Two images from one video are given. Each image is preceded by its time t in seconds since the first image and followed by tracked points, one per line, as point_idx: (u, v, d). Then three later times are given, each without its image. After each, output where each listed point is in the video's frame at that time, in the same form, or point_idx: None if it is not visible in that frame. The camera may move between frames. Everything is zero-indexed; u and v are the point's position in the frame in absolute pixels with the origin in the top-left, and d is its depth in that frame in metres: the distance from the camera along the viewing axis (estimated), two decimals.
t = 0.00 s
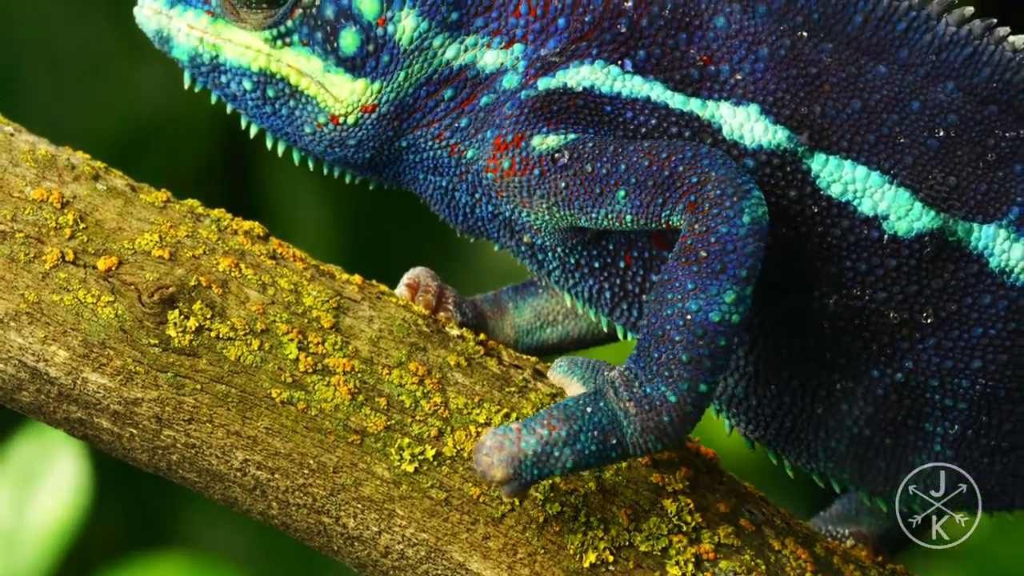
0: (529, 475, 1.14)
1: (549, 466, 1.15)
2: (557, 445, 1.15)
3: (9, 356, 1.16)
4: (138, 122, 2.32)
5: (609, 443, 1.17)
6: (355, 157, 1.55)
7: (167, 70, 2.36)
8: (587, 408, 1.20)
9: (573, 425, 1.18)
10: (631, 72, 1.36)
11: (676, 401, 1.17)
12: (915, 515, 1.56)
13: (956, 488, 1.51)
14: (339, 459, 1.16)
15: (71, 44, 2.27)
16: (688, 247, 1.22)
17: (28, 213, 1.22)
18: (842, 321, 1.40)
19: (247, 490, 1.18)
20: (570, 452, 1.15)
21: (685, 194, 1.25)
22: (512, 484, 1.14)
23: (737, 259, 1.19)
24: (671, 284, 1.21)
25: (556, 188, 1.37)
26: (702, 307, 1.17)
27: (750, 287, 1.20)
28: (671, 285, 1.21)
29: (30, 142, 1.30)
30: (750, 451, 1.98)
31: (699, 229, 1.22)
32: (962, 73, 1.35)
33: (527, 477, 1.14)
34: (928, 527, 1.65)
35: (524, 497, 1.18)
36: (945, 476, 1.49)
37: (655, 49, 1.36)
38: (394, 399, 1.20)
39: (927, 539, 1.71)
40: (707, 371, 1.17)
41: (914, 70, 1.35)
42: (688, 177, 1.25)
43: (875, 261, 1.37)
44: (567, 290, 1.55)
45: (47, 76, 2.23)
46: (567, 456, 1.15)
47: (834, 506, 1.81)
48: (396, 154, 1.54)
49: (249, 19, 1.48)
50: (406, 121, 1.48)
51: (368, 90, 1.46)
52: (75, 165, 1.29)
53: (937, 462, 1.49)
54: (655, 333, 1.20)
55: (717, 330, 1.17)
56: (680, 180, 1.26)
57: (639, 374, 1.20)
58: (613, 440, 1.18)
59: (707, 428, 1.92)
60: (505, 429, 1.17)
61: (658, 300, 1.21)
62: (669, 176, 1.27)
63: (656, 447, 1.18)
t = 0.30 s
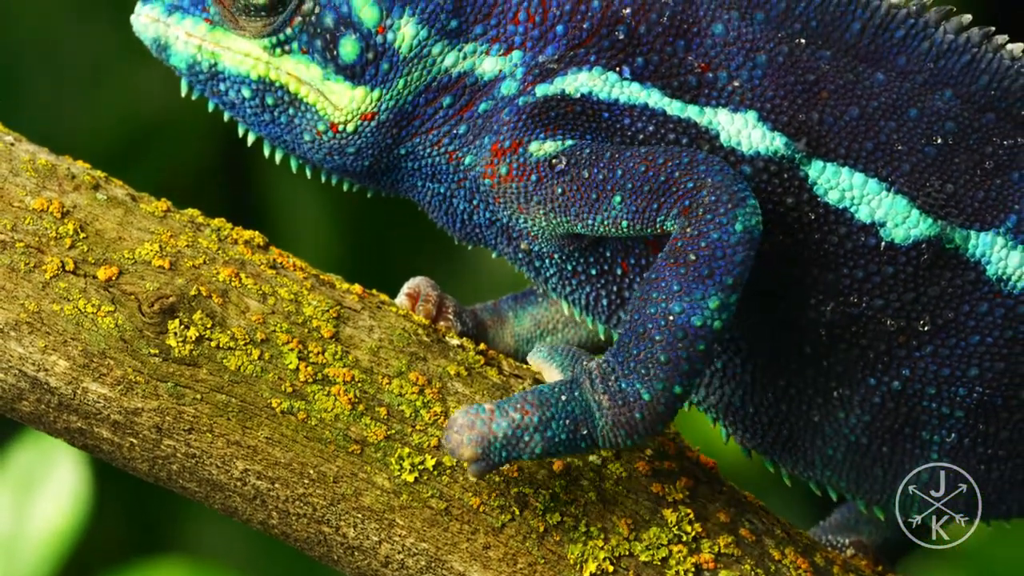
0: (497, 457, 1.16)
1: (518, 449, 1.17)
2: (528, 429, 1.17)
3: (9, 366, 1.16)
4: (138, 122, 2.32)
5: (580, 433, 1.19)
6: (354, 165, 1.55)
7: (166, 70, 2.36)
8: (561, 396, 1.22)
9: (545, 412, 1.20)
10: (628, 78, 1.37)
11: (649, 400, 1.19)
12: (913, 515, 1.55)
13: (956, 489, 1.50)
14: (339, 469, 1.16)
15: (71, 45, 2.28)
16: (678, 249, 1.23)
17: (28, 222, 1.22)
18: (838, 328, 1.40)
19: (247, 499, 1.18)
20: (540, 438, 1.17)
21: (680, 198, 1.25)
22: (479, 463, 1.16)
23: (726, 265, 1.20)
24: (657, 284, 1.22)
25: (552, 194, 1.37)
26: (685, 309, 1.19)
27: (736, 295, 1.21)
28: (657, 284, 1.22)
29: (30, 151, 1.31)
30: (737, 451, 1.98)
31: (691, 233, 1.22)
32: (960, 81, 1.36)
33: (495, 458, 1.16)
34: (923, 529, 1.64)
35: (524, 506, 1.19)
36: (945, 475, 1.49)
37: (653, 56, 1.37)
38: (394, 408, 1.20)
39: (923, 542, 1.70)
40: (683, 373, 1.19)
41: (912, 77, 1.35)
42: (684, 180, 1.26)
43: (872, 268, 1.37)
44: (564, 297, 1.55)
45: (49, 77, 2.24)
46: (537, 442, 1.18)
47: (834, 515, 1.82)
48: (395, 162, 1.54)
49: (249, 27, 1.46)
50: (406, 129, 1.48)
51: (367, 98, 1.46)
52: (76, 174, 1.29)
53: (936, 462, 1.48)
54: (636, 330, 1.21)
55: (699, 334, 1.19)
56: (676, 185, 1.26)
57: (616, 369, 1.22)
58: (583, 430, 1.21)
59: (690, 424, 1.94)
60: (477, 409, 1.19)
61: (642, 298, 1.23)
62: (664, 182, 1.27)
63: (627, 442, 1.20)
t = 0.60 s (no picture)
0: (483, 454, 1.16)
1: (503, 447, 1.18)
2: (514, 427, 1.18)
3: (9, 376, 1.16)
4: (137, 126, 2.32)
5: (567, 433, 1.20)
6: (354, 175, 1.55)
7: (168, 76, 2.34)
8: (550, 396, 1.23)
9: (533, 412, 1.21)
10: (627, 88, 1.37)
11: (637, 405, 1.19)
12: (912, 515, 1.52)
13: (956, 489, 1.48)
14: (338, 478, 1.16)
15: (70, 48, 2.28)
16: (674, 256, 1.23)
17: (28, 232, 1.22)
18: (836, 337, 1.40)
19: (246, 509, 1.18)
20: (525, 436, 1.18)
21: (679, 207, 1.26)
22: (465, 460, 1.17)
23: (720, 275, 1.20)
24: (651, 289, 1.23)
25: (551, 203, 1.38)
26: (678, 316, 1.19)
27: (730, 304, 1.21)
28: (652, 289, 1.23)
29: (30, 161, 1.31)
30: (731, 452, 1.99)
31: (687, 240, 1.23)
32: (959, 90, 1.36)
33: (481, 456, 1.17)
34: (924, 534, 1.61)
35: (524, 516, 1.19)
36: (946, 476, 1.47)
37: (652, 64, 1.37)
38: (393, 418, 1.20)
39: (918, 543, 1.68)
40: (672, 380, 1.19)
41: (911, 86, 1.36)
42: (683, 189, 1.26)
43: (871, 277, 1.37)
44: (563, 306, 1.55)
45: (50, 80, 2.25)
46: (523, 440, 1.19)
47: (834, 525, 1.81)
48: (396, 172, 1.54)
49: (249, 37, 1.46)
50: (406, 138, 1.49)
51: (368, 108, 1.46)
52: (75, 184, 1.30)
53: (935, 463, 1.47)
54: (628, 334, 1.22)
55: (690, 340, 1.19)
56: (674, 194, 1.27)
57: (606, 371, 1.22)
58: (570, 431, 1.21)
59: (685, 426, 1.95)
60: (465, 406, 1.20)
61: (635, 301, 1.23)
62: (662, 190, 1.27)
63: (616, 446, 1.21)
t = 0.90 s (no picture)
0: (460, 429, 1.19)
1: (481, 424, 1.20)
2: (494, 406, 1.20)
3: (9, 385, 1.16)
4: (138, 127, 2.31)
5: (546, 416, 1.21)
6: (356, 180, 1.54)
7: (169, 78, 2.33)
8: (532, 377, 1.25)
9: (515, 391, 1.23)
10: (630, 91, 1.37)
11: (618, 394, 1.21)
12: (912, 515, 1.52)
13: (956, 489, 1.48)
14: (338, 488, 1.17)
15: (72, 51, 2.28)
16: (670, 250, 1.23)
17: (28, 241, 1.22)
18: (836, 342, 1.40)
19: (246, 519, 1.19)
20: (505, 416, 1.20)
21: (679, 207, 1.26)
22: (444, 434, 1.19)
23: (714, 274, 1.21)
24: (645, 281, 1.24)
25: (552, 204, 1.37)
26: (669, 311, 1.20)
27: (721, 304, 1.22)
28: (645, 281, 1.24)
29: (30, 171, 1.31)
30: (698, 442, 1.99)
31: (685, 237, 1.23)
32: (960, 98, 1.37)
33: (459, 432, 1.19)
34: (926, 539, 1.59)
35: (524, 526, 1.19)
36: (946, 475, 1.47)
37: (654, 69, 1.37)
38: (394, 427, 1.21)
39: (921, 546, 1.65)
40: (655, 372, 1.21)
41: (912, 94, 1.36)
42: (683, 188, 1.26)
43: (872, 282, 1.37)
44: (562, 310, 1.55)
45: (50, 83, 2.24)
46: (501, 420, 1.21)
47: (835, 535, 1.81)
48: (397, 177, 1.54)
49: (251, 43, 1.46)
50: (409, 143, 1.49)
51: (371, 113, 1.46)
52: (75, 195, 1.30)
53: (936, 462, 1.46)
54: (618, 323, 1.23)
55: (677, 336, 1.20)
56: (676, 194, 1.26)
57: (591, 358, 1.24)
58: (550, 416, 1.23)
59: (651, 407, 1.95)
60: (447, 380, 1.23)
61: (627, 290, 1.25)
62: (664, 190, 1.27)
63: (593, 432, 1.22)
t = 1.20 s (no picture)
0: (416, 385, 1.22)
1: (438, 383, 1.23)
2: (452, 366, 1.23)
3: (10, 395, 1.17)
4: (137, 137, 2.28)
5: (501, 381, 1.25)
6: (352, 189, 1.54)
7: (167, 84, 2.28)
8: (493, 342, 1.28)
9: (473, 352, 1.27)
10: (622, 96, 1.37)
11: (574, 369, 1.24)
12: (912, 516, 1.51)
13: (955, 489, 1.48)
14: (339, 498, 1.18)
15: (72, 59, 2.25)
16: (650, 242, 1.25)
17: (28, 251, 1.23)
18: (826, 352, 1.40)
19: (247, 528, 1.20)
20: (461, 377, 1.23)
21: (666, 206, 1.27)
22: (399, 388, 1.22)
23: (691, 272, 1.22)
24: (622, 264, 1.25)
25: (543, 207, 1.38)
26: (639, 300, 1.22)
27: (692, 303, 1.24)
28: (621, 264, 1.26)
29: (30, 180, 1.31)
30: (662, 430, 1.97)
31: (668, 232, 1.24)
32: (955, 106, 1.37)
33: (414, 387, 1.22)
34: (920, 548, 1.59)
35: (524, 535, 1.20)
36: (946, 476, 1.47)
37: (648, 74, 1.37)
38: (394, 437, 1.21)
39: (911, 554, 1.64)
40: (615, 357, 1.23)
41: (907, 101, 1.37)
42: (673, 189, 1.28)
43: (863, 290, 1.37)
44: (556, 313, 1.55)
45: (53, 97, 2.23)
46: (457, 380, 1.23)
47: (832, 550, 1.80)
48: (393, 185, 1.53)
49: (247, 51, 1.45)
50: (405, 150, 1.48)
51: (368, 120, 1.45)
52: (75, 204, 1.30)
53: (937, 462, 1.46)
54: (586, 301, 1.25)
55: (642, 326, 1.23)
56: (665, 193, 1.28)
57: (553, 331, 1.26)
58: (505, 379, 1.26)
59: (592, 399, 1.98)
60: (409, 337, 1.26)
61: (601, 272, 1.26)
62: (653, 191, 1.29)
63: (544, 404, 1.24)
